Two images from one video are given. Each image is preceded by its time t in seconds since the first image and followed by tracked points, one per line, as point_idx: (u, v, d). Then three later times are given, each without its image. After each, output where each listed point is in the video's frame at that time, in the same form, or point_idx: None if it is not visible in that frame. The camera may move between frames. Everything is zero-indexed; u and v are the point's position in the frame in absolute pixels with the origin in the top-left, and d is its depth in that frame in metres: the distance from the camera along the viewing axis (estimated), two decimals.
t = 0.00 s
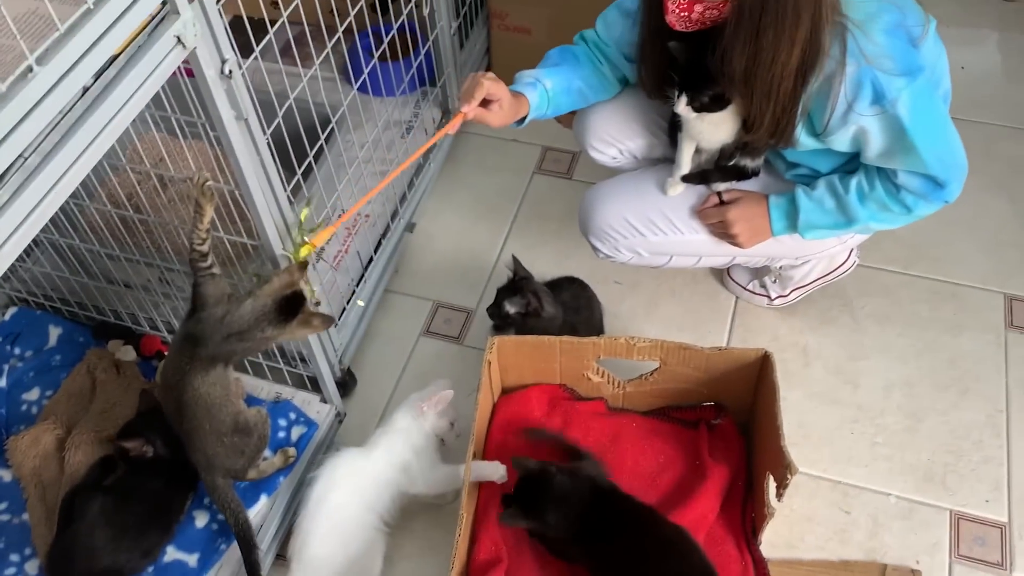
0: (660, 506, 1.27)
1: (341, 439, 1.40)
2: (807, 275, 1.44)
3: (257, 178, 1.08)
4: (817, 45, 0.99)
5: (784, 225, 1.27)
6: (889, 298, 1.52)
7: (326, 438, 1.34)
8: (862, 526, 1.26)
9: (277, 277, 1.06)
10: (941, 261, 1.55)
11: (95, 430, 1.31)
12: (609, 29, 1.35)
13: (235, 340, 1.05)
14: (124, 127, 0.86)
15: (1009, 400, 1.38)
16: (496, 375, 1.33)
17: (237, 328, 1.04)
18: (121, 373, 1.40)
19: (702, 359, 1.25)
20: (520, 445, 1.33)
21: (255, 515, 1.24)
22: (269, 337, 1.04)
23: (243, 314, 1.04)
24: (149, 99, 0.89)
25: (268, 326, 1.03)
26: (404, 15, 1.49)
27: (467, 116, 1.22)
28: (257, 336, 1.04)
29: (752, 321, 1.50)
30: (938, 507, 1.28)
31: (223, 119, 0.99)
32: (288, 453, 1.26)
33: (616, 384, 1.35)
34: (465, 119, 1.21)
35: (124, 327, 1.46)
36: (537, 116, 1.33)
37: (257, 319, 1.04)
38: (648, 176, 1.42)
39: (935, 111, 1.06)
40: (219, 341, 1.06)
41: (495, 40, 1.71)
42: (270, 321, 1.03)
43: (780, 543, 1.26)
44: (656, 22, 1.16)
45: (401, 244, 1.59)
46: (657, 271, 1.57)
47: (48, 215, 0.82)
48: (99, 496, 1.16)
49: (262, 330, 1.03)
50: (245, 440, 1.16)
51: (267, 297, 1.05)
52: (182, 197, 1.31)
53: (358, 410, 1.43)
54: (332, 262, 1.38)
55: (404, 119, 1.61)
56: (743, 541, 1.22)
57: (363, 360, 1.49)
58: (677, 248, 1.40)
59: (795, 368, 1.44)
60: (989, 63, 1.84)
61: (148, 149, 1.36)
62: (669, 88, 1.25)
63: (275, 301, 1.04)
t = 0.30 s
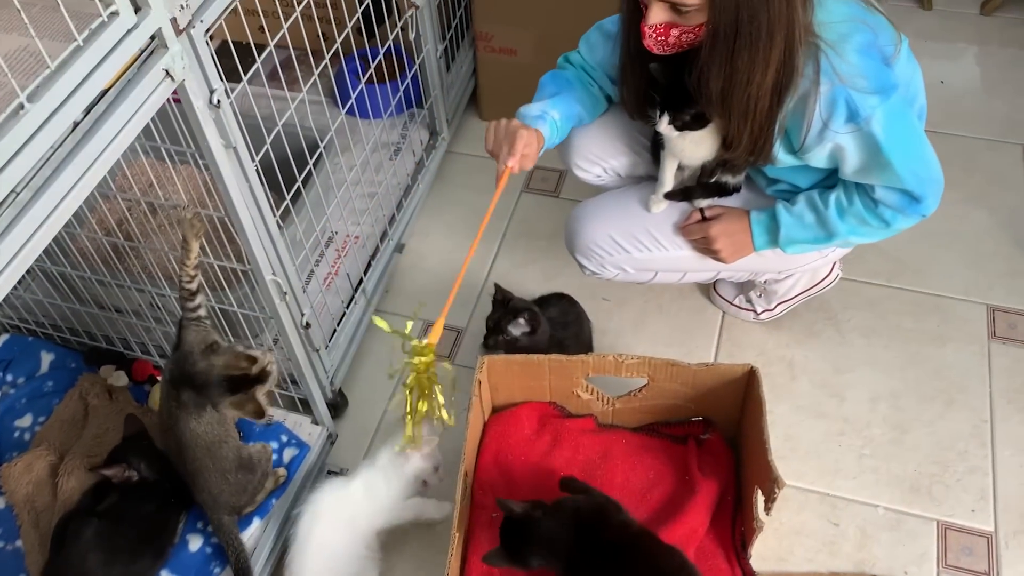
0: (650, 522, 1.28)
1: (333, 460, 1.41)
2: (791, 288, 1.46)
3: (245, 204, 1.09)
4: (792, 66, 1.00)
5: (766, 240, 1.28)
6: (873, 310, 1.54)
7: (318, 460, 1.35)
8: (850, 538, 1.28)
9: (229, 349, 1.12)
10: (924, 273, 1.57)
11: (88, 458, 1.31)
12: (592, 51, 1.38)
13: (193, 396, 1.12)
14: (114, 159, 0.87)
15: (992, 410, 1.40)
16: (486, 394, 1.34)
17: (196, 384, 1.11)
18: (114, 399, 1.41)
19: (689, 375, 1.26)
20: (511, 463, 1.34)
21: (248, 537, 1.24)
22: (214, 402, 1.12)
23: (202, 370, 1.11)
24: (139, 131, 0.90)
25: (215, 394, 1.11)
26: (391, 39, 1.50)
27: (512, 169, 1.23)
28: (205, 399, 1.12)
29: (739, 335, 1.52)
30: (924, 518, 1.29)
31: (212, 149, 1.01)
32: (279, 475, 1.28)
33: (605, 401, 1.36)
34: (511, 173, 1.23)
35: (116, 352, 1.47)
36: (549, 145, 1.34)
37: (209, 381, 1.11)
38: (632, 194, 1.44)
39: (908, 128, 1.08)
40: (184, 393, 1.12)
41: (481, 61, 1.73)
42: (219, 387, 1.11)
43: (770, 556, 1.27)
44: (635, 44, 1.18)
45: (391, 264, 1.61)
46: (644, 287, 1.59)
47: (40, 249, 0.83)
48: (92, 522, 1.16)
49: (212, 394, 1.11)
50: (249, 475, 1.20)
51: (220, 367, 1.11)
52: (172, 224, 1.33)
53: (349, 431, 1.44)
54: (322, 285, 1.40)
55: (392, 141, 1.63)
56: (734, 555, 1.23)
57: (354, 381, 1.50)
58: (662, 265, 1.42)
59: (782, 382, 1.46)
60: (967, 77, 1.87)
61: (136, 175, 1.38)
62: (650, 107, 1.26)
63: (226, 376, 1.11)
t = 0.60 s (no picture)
0: (643, 528, 1.29)
1: (328, 469, 1.42)
2: (782, 295, 1.47)
3: (240, 216, 1.10)
4: (774, 76, 1.02)
5: (754, 248, 1.30)
6: (863, 316, 1.55)
7: (314, 469, 1.36)
8: (842, 542, 1.29)
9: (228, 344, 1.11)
10: (913, 279, 1.59)
11: (85, 467, 1.33)
12: (582, 62, 1.40)
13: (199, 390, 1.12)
14: (111, 175, 0.89)
15: (982, 414, 1.41)
16: (480, 403, 1.35)
17: (201, 376, 1.12)
18: (110, 410, 1.42)
19: (681, 382, 1.27)
20: (505, 470, 1.35)
21: (243, 547, 1.26)
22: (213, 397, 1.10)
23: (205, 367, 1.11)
24: (135, 147, 0.91)
25: (213, 387, 1.10)
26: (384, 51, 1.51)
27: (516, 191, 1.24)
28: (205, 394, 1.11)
29: (730, 342, 1.53)
30: (915, 522, 1.30)
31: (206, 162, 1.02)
32: (274, 484, 1.29)
33: (598, 409, 1.37)
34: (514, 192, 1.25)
35: (111, 363, 1.48)
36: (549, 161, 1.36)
37: (210, 377, 1.10)
38: (622, 203, 1.46)
39: (892, 137, 1.10)
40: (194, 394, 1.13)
41: (474, 71, 1.74)
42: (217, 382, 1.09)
43: (763, 561, 1.28)
44: (622, 56, 1.19)
45: (386, 273, 1.62)
46: (637, 295, 1.60)
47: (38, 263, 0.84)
48: (89, 532, 1.17)
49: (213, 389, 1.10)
50: (243, 486, 1.21)
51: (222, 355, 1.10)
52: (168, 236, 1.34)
53: (344, 440, 1.45)
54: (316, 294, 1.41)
55: (385, 152, 1.65)
56: (726, 561, 1.24)
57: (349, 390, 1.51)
58: (652, 273, 1.44)
59: (774, 388, 1.47)
60: (955, 84, 1.89)
61: (131, 188, 1.39)
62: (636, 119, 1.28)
63: (224, 369, 1.09)
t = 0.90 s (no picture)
0: (641, 535, 1.30)
1: (328, 476, 1.42)
2: (778, 302, 1.48)
3: (238, 226, 1.11)
4: (767, 87, 1.03)
5: (750, 256, 1.31)
6: (859, 323, 1.56)
7: (313, 477, 1.36)
8: (838, 548, 1.29)
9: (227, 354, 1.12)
10: (909, 286, 1.60)
11: (84, 473, 1.33)
12: (578, 72, 1.41)
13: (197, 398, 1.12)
14: (112, 186, 0.89)
15: (977, 420, 1.42)
16: (478, 410, 1.36)
17: (198, 386, 1.12)
18: (110, 418, 1.43)
19: (678, 389, 1.28)
20: (503, 478, 1.36)
21: (243, 555, 1.26)
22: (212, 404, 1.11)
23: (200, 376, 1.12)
24: (136, 158, 0.92)
25: (214, 396, 1.10)
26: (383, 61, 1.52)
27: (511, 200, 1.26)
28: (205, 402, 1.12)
29: (727, 349, 1.54)
30: (912, 528, 1.31)
31: (206, 173, 1.02)
32: (274, 490, 1.29)
33: (595, 415, 1.38)
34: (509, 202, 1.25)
35: (111, 372, 1.49)
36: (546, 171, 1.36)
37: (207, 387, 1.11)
38: (619, 211, 1.47)
39: (885, 146, 1.11)
40: (189, 401, 1.13)
41: (472, 80, 1.75)
42: (215, 388, 1.10)
43: (760, 567, 1.28)
44: (616, 66, 1.20)
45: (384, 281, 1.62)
46: (635, 302, 1.61)
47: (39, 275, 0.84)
48: (88, 540, 1.17)
49: (211, 396, 1.11)
50: (240, 492, 1.22)
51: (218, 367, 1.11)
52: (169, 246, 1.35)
53: (343, 447, 1.46)
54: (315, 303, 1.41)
55: (383, 160, 1.65)
56: (724, 568, 1.25)
57: (347, 398, 1.52)
58: (650, 280, 1.44)
59: (771, 395, 1.48)
60: (950, 91, 1.90)
61: (131, 197, 1.40)
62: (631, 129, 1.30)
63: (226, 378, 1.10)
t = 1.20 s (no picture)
0: (640, 542, 1.30)
1: (327, 483, 1.43)
2: (776, 309, 1.49)
3: (240, 234, 1.11)
4: (765, 99, 1.04)
5: (748, 264, 1.31)
6: (857, 330, 1.57)
7: (313, 484, 1.37)
8: (836, 555, 1.30)
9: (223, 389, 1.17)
10: (906, 293, 1.61)
11: (84, 480, 1.33)
12: (578, 81, 1.42)
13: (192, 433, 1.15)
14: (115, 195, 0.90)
15: (974, 428, 1.42)
16: (477, 417, 1.36)
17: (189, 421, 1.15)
18: (110, 425, 1.44)
19: (677, 397, 1.29)
20: (502, 484, 1.36)
21: (244, 561, 1.27)
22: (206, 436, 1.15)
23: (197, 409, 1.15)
24: (139, 167, 0.92)
25: (213, 429, 1.14)
26: (383, 69, 1.53)
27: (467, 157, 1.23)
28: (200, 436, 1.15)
29: (725, 356, 1.55)
30: (909, 535, 1.31)
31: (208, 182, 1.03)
32: (268, 494, 1.31)
33: (594, 423, 1.39)
34: (465, 159, 1.24)
35: (112, 379, 1.49)
36: (523, 163, 1.36)
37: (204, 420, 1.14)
38: (617, 219, 1.47)
39: (882, 157, 1.12)
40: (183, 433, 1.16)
41: (472, 88, 1.76)
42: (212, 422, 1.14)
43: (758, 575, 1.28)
44: (615, 77, 1.21)
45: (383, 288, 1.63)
46: (633, 310, 1.62)
47: (42, 285, 0.85)
48: (89, 546, 1.18)
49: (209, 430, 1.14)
50: (243, 508, 1.24)
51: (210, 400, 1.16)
52: (170, 253, 1.35)
53: (342, 454, 1.46)
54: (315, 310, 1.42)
55: (383, 167, 1.65)
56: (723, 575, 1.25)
57: (347, 404, 1.53)
58: (648, 288, 1.45)
59: (769, 402, 1.48)
60: (947, 100, 1.91)
61: (132, 205, 1.41)
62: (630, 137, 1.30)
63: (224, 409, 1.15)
